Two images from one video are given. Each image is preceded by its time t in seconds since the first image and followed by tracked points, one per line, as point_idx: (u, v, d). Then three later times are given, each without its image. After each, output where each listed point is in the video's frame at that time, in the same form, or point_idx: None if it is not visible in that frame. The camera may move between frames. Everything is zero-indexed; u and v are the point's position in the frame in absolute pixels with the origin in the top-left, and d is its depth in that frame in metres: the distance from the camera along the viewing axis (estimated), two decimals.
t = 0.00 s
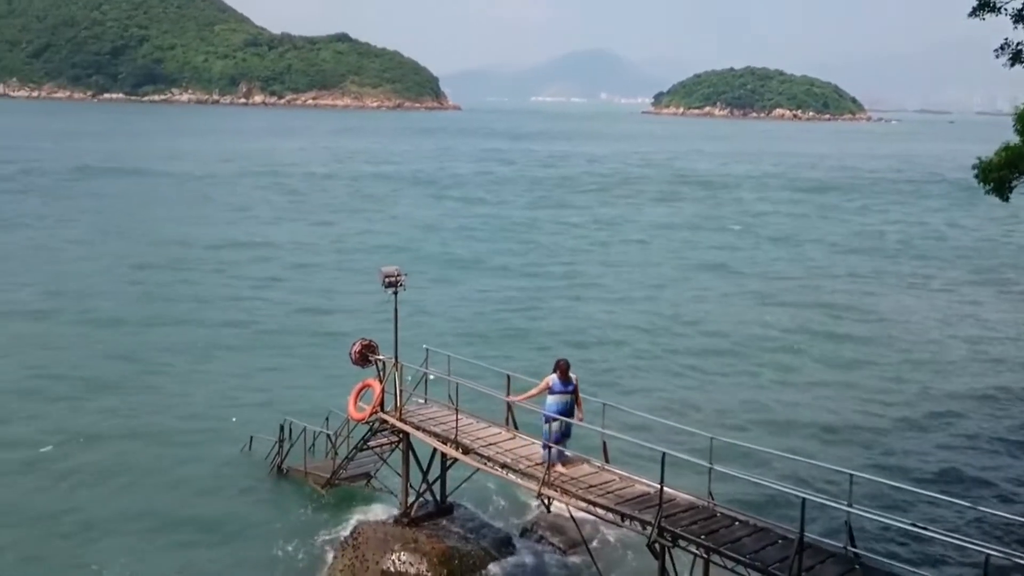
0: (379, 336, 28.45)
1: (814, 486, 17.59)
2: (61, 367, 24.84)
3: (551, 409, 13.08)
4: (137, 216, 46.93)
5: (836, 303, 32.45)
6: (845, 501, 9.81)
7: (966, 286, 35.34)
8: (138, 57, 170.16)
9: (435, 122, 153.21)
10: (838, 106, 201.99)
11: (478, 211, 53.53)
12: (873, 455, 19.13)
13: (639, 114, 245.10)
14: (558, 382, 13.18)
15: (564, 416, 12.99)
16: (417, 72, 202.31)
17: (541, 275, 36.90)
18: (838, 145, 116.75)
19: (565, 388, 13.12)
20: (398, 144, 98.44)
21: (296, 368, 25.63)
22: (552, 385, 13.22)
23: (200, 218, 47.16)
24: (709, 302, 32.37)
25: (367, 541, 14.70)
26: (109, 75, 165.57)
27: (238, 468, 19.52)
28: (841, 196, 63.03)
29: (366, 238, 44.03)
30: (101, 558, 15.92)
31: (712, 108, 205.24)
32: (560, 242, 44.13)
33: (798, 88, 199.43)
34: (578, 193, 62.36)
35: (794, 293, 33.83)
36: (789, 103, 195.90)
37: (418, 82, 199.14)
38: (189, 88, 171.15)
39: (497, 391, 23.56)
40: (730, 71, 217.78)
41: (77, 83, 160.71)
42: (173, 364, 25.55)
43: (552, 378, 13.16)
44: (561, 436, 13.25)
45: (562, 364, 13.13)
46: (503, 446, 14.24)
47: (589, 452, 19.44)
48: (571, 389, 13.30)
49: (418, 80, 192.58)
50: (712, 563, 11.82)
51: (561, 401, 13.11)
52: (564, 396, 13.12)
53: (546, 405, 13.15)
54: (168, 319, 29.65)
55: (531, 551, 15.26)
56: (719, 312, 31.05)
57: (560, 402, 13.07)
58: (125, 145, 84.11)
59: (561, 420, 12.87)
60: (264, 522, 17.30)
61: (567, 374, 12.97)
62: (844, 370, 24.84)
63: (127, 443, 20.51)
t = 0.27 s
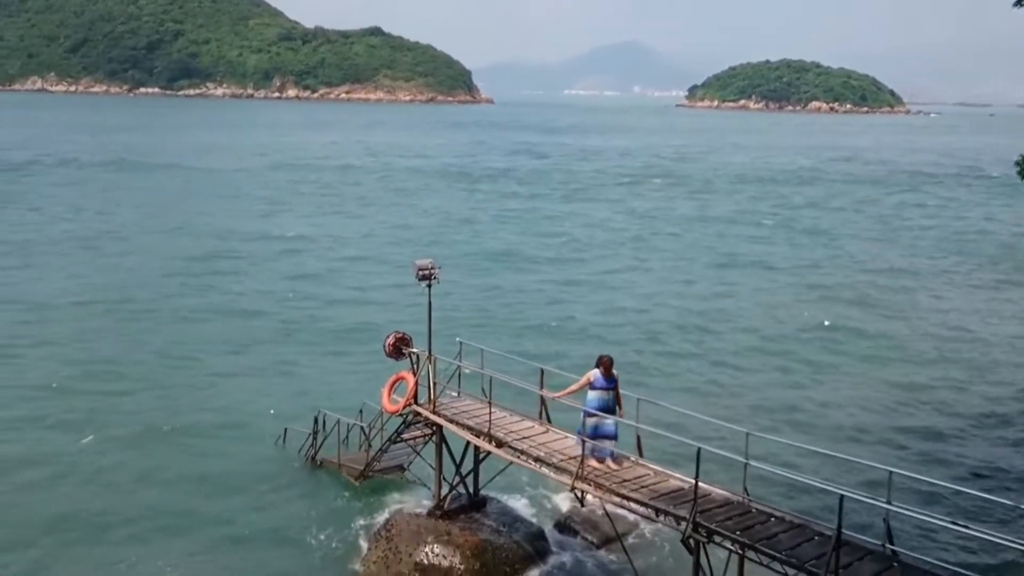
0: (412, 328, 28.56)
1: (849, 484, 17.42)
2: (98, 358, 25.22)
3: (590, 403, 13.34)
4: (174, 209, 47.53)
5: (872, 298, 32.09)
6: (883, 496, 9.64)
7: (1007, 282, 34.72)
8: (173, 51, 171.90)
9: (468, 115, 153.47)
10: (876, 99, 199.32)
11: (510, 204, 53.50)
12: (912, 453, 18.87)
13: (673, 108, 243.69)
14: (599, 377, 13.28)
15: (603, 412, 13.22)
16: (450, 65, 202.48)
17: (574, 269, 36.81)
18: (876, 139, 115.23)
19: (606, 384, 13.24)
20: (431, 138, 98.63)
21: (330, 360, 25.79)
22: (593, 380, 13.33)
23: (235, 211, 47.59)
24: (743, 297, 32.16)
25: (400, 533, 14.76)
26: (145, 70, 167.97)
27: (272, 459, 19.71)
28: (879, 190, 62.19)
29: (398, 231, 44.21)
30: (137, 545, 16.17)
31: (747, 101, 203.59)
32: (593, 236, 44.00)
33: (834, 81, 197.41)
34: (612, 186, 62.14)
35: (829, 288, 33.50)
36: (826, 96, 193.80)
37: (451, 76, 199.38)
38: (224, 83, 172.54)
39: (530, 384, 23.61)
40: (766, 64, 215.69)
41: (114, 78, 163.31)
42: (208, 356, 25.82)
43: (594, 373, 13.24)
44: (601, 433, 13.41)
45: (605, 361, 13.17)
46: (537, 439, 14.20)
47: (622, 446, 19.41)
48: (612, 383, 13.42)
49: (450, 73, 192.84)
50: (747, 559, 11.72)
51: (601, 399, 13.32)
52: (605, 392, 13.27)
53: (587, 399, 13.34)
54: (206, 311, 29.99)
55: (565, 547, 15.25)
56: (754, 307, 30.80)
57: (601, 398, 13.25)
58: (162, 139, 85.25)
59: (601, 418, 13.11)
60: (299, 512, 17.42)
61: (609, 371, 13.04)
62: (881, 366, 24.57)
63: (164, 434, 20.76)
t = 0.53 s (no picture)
0: (443, 323, 28.68)
1: (882, 481, 17.27)
2: (134, 351, 25.59)
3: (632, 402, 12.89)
4: (208, 204, 48.03)
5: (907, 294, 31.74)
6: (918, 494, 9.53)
7: None
8: (205, 48, 173.47)
9: (497, 111, 153.67)
10: (910, 92, 196.66)
11: (541, 200, 53.49)
12: (946, 451, 18.68)
13: (704, 102, 242.08)
14: (640, 375, 12.89)
15: (646, 410, 12.79)
16: (480, 60, 202.42)
17: (604, 264, 36.75)
18: (910, 133, 113.78)
19: (647, 382, 12.84)
20: (461, 133, 98.77)
21: (361, 354, 25.97)
22: (634, 379, 12.92)
23: (267, 207, 48.00)
24: (775, 292, 31.96)
25: (431, 527, 14.87)
26: (178, 66, 170.06)
27: (304, 451, 19.92)
28: (914, 185, 61.46)
29: (429, 226, 44.35)
30: (172, 534, 16.41)
31: (779, 95, 201.73)
32: (623, 231, 43.90)
33: (868, 75, 195.06)
34: (642, 181, 61.93)
35: (862, 284, 33.18)
36: (859, 90, 191.65)
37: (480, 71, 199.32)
38: (256, 79, 173.71)
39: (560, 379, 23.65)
40: (798, 57, 213.63)
41: (147, 75, 165.62)
42: (241, 350, 26.11)
43: (634, 371, 12.84)
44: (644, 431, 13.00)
45: (645, 358, 12.78)
46: (567, 434, 14.18)
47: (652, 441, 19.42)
48: (653, 382, 13.02)
49: (480, 68, 192.89)
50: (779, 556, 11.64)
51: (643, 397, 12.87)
52: (646, 391, 12.86)
53: (628, 399, 12.92)
54: (240, 305, 30.30)
55: (597, 543, 15.27)
56: (786, 302, 30.60)
57: (642, 397, 12.83)
58: (195, 135, 86.23)
59: (644, 416, 12.67)
60: (331, 504, 17.62)
61: (651, 368, 12.65)
62: (915, 363, 24.33)
63: (197, 426, 21.03)
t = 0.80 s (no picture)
0: (469, 317, 28.75)
1: (911, 479, 17.12)
2: (163, 344, 25.89)
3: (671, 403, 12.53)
4: (237, 199, 48.43)
5: (938, 290, 31.41)
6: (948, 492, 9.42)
7: None
8: (234, 43, 174.74)
9: (524, 105, 153.63)
10: (942, 85, 194.20)
11: (568, 194, 53.44)
12: (977, 449, 18.45)
13: (732, 96, 240.54)
14: (679, 375, 12.44)
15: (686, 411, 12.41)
16: (507, 54, 202.25)
17: (630, 259, 36.68)
18: (942, 127, 112.41)
19: (687, 382, 12.41)
20: (488, 128, 98.82)
21: (387, 348, 26.09)
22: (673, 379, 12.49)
23: (295, 201, 48.33)
24: (802, 288, 31.76)
25: (458, 521, 14.93)
26: (206, 62, 171.85)
27: (331, 444, 20.06)
28: (945, 179, 60.70)
29: (455, 221, 44.44)
30: (200, 524, 16.61)
31: (808, 89, 200.02)
32: (650, 226, 43.78)
33: (899, 68, 192.91)
34: (669, 176, 61.70)
35: (892, 280, 32.88)
36: (889, 84, 189.65)
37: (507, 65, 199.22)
38: (284, 75, 174.68)
39: (586, 374, 23.66)
40: (828, 50, 211.67)
41: (176, 71, 167.69)
42: (269, 344, 26.33)
43: (674, 371, 12.41)
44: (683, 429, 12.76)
45: (684, 358, 12.33)
46: (593, 430, 14.16)
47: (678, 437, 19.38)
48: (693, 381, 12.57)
49: (506, 62, 192.24)
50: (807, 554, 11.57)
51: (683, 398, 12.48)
52: (687, 391, 12.44)
53: (667, 399, 12.52)
54: (267, 299, 30.55)
55: (623, 538, 15.26)
56: (814, 298, 30.38)
57: (683, 397, 12.42)
58: (224, 130, 87.06)
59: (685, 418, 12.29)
60: (357, 496, 17.74)
61: (690, 369, 12.19)
62: (945, 359, 24.08)
63: (225, 419, 21.26)
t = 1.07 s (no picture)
0: (490, 315, 28.79)
1: (934, 479, 17.00)
2: (187, 341, 26.10)
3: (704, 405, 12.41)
4: (260, 196, 48.71)
5: (963, 288, 31.13)
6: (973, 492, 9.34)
7: None
8: (257, 41, 175.84)
9: (546, 103, 153.63)
10: (968, 83, 192.23)
11: (589, 192, 53.39)
12: (1002, 449, 18.28)
13: (755, 94, 239.28)
14: (708, 376, 12.42)
15: (716, 412, 12.35)
16: (529, 52, 202.18)
17: (651, 257, 36.61)
18: (969, 124, 111.30)
19: (716, 382, 12.38)
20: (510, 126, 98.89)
21: (408, 345, 26.18)
22: (702, 380, 12.47)
23: (317, 199, 48.56)
24: (826, 286, 31.57)
25: (478, 518, 14.97)
26: (230, 60, 173.34)
27: (353, 441, 20.16)
28: (972, 178, 60.02)
29: (477, 218, 44.49)
30: (221, 521, 16.74)
31: (832, 87, 198.62)
32: (672, 224, 43.66)
33: (924, 66, 191.21)
34: (692, 174, 61.51)
35: (916, 278, 32.62)
36: (914, 82, 188.02)
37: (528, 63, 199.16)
38: (306, 73, 175.46)
39: (607, 372, 23.66)
40: (852, 48, 210.11)
41: (200, 69, 169.02)
42: (291, 340, 26.51)
43: (702, 372, 12.39)
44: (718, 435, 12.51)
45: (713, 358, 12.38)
46: (614, 428, 14.15)
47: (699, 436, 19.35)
48: (722, 382, 12.55)
49: (528, 60, 192.22)
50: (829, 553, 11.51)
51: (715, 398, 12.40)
52: (716, 391, 12.39)
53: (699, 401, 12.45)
54: (289, 296, 30.72)
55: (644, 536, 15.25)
56: (837, 296, 30.20)
57: (712, 397, 12.38)
58: (247, 128, 87.74)
59: (715, 419, 12.22)
60: (379, 493, 17.82)
61: (719, 369, 12.19)
62: (970, 358, 23.89)
63: (247, 415, 21.45)
